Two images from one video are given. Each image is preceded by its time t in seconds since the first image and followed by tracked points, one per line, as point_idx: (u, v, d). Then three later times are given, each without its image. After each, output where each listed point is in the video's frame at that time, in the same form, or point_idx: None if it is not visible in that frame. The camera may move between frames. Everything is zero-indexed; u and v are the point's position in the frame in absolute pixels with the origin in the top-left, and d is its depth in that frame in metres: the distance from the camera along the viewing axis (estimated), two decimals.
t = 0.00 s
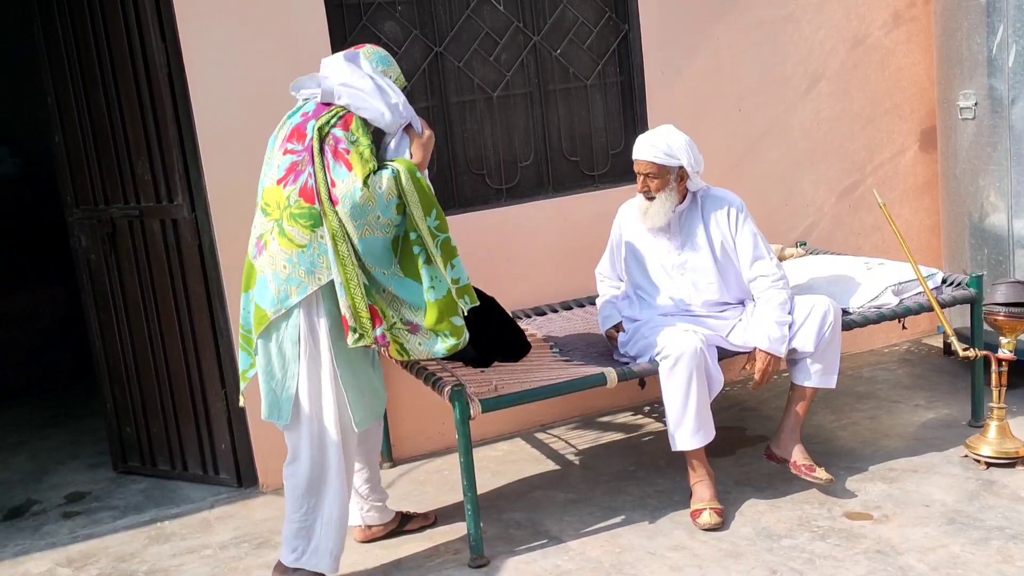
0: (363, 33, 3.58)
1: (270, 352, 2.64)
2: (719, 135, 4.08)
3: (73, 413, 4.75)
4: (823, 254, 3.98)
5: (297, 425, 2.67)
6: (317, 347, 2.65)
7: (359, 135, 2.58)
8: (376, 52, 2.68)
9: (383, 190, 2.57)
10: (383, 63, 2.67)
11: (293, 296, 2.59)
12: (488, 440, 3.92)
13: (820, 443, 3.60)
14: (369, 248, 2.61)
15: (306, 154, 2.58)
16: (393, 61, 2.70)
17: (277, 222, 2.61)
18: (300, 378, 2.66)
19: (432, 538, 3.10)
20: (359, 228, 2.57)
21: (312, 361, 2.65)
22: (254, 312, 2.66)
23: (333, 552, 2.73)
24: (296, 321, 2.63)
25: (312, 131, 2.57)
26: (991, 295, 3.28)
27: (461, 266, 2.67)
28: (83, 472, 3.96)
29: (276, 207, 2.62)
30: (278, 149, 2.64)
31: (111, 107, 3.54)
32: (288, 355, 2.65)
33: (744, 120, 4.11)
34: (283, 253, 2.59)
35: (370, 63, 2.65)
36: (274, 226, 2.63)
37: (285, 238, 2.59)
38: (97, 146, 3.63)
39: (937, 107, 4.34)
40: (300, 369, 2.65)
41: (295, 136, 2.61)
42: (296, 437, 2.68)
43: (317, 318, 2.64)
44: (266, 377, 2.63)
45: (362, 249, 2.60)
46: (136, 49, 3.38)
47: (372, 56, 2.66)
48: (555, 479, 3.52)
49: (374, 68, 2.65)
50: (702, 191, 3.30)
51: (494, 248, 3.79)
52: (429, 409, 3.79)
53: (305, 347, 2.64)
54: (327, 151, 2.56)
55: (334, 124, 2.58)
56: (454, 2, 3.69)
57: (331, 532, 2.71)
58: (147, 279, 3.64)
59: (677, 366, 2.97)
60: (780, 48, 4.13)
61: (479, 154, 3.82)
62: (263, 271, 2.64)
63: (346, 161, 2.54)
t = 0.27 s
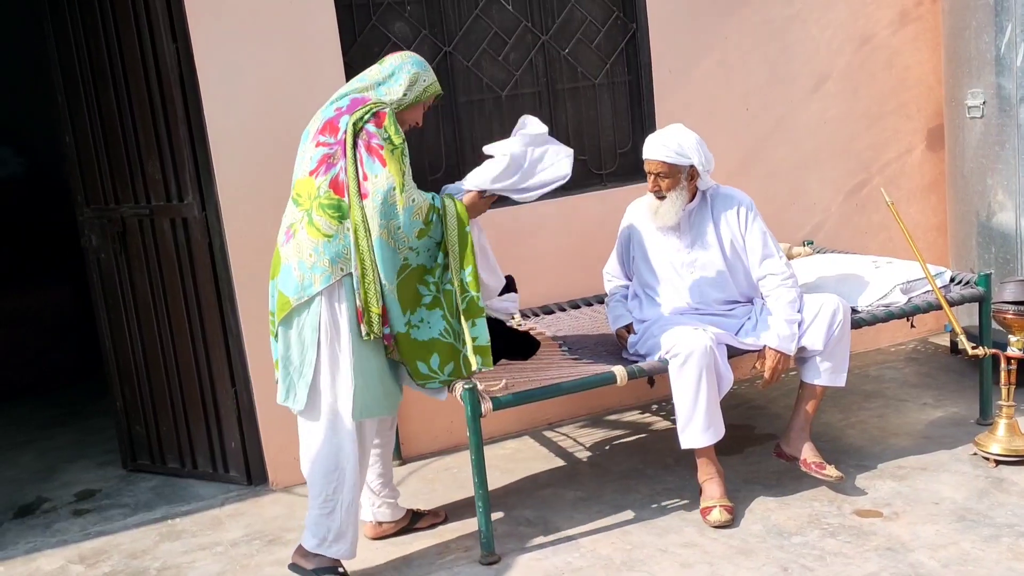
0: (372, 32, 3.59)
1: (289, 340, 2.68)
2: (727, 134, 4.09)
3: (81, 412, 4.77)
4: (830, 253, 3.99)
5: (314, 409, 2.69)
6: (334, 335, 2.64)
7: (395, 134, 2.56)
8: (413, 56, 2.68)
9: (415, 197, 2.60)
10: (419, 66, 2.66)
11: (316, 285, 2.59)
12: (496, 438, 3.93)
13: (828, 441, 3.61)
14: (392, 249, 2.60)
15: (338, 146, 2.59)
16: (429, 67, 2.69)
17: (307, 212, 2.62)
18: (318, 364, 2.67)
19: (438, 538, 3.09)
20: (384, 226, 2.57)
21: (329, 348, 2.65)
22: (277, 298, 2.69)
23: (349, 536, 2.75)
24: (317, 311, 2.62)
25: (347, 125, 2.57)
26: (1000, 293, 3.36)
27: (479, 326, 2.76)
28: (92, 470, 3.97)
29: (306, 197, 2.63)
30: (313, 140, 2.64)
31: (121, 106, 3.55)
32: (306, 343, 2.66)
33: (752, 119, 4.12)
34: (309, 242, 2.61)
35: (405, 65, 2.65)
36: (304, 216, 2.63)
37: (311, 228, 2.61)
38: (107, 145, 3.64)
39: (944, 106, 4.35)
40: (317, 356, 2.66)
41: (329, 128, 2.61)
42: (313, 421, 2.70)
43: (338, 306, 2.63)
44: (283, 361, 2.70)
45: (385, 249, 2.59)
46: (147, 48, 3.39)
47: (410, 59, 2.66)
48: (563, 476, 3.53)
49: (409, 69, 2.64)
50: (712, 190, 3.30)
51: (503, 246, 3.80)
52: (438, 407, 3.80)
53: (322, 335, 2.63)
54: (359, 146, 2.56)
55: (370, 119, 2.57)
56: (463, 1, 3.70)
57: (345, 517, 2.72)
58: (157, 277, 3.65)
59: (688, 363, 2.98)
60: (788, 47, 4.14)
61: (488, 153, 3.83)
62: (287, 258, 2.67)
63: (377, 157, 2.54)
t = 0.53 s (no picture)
0: (380, 32, 3.59)
1: (316, 342, 2.72)
2: (735, 134, 4.09)
3: (88, 413, 4.78)
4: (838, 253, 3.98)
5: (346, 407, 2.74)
6: (362, 334, 2.70)
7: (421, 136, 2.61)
8: (427, 54, 2.70)
9: (446, 196, 2.68)
10: (433, 64, 2.69)
11: (342, 286, 2.63)
12: (503, 438, 3.93)
13: (837, 441, 3.61)
14: (421, 251, 2.66)
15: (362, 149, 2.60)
16: (442, 65, 2.72)
17: (332, 214, 2.64)
18: (346, 362, 2.71)
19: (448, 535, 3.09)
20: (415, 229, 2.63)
21: (357, 345, 2.70)
22: (300, 299, 2.72)
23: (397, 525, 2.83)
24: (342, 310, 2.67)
25: (371, 128, 2.58)
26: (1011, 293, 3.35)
27: (484, 320, 2.76)
28: (99, 470, 3.98)
29: (330, 199, 2.64)
30: (333, 142, 2.64)
31: (130, 107, 3.55)
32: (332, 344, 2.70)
33: (760, 119, 4.12)
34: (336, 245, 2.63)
35: (420, 64, 2.68)
36: (329, 218, 2.65)
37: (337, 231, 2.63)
38: (115, 145, 3.64)
39: (951, 106, 4.35)
40: (346, 355, 2.71)
41: (350, 130, 2.62)
42: (346, 417, 2.76)
43: (367, 310, 2.68)
44: (309, 364, 2.73)
45: (414, 250, 2.65)
46: (156, 48, 3.39)
47: (424, 57, 2.69)
48: (572, 476, 3.53)
49: (424, 68, 2.67)
50: (720, 190, 3.30)
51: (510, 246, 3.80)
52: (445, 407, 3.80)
53: (351, 334, 2.69)
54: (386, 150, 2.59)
55: (393, 122, 2.60)
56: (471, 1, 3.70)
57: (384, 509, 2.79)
58: (164, 277, 3.66)
59: (697, 363, 2.98)
60: (795, 47, 4.13)
61: (495, 153, 3.83)
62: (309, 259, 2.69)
63: (408, 161, 2.58)
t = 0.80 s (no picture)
0: (385, 30, 3.58)
1: (333, 346, 2.73)
2: (740, 132, 4.08)
3: (93, 412, 4.78)
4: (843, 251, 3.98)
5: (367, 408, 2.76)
6: (381, 336, 2.72)
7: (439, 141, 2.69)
8: (433, 50, 2.73)
9: (464, 196, 2.78)
10: (439, 61, 2.71)
11: (357, 289, 2.62)
12: (508, 436, 3.93)
13: (843, 439, 3.60)
14: (443, 251, 2.74)
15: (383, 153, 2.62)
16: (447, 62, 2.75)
17: (348, 217, 2.65)
18: (365, 362, 2.73)
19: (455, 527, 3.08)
20: (438, 234, 2.71)
21: (376, 345, 2.71)
22: (313, 302, 2.72)
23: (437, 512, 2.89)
24: (361, 314, 2.68)
25: (389, 132, 2.59)
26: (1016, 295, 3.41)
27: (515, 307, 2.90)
28: (104, 468, 3.98)
29: (345, 202, 2.65)
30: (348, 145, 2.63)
31: (135, 105, 3.55)
32: (350, 346, 2.72)
33: (765, 117, 4.11)
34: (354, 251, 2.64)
35: (428, 60, 2.70)
36: (343, 220, 2.66)
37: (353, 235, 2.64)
38: (121, 143, 3.64)
39: (957, 104, 4.34)
40: (364, 355, 2.72)
41: (365, 132, 2.62)
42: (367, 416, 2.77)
43: (385, 311, 2.70)
44: (330, 365, 2.74)
45: (442, 250, 2.73)
46: (161, 45, 3.39)
47: (431, 54, 2.71)
48: (577, 474, 3.52)
49: (432, 65, 2.70)
50: (726, 188, 3.29)
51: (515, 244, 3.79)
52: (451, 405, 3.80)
53: (370, 337, 2.71)
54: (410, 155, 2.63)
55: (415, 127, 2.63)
56: None
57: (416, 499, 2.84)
58: (170, 275, 3.65)
59: (705, 361, 2.97)
60: (800, 45, 4.13)
61: (501, 151, 3.82)
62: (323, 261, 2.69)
63: (432, 166, 2.66)
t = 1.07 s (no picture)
0: (387, 31, 3.58)
1: (352, 358, 2.69)
2: (742, 132, 4.08)
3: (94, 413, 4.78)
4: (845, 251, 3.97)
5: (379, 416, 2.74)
6: (400, 340, 2.72)
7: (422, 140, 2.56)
8: (420, 39, 2.67)
9: (455, 180, 2.57)
10: (427, 50, 2.67)
11: (377, 296, 2.63)
12: (510, 437, 3.93)
13: (845, 439, 3.60)
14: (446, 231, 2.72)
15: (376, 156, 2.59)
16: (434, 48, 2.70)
17: (361, 224, 2.67)
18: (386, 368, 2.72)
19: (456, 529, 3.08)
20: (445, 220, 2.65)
21: (396, 350, 2.72)
22: (328, 310, 2.68)
23: (429, 523, 2.87)
24: (380, 321, 2.67)
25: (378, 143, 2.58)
26: None
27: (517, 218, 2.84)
28: (105, 469, 3.97)
29: (357, 209, 2.67)
30: (342, 154, 2.60)
31: (136, 105, 3.55)
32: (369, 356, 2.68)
33: (767, 117, 4.11)
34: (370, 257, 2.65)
35: (415, 50, 2.65)
36: (355, 228, 2.68)
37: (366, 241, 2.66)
38: (122, 144, 3.63)
39: (959, 104, 4.34)
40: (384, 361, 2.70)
41: (357, 142, 2.59)
42: (384, 424, 2.74)
43: (405, 314, 2.72)
44: (348, 375, 2.68)
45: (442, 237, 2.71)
46: (162, 46, 3.38)
47: (418, 43, 2.66)
48: (579, 475, 3.52)
49: (419, 55, 2.66)
50: (726, 188, 3.28)
51: (517, 245, 3.79)
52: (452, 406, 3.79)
53: (389, 344, 2.70)
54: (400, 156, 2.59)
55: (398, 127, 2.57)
56: None
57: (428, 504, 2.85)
58: (171, 276, 3.65)
59: (708, 361, 2.97)
60: (802, 45, 4.12)
61: (502, 152, 3.82)
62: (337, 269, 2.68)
63: (420, 172, 2.58)
